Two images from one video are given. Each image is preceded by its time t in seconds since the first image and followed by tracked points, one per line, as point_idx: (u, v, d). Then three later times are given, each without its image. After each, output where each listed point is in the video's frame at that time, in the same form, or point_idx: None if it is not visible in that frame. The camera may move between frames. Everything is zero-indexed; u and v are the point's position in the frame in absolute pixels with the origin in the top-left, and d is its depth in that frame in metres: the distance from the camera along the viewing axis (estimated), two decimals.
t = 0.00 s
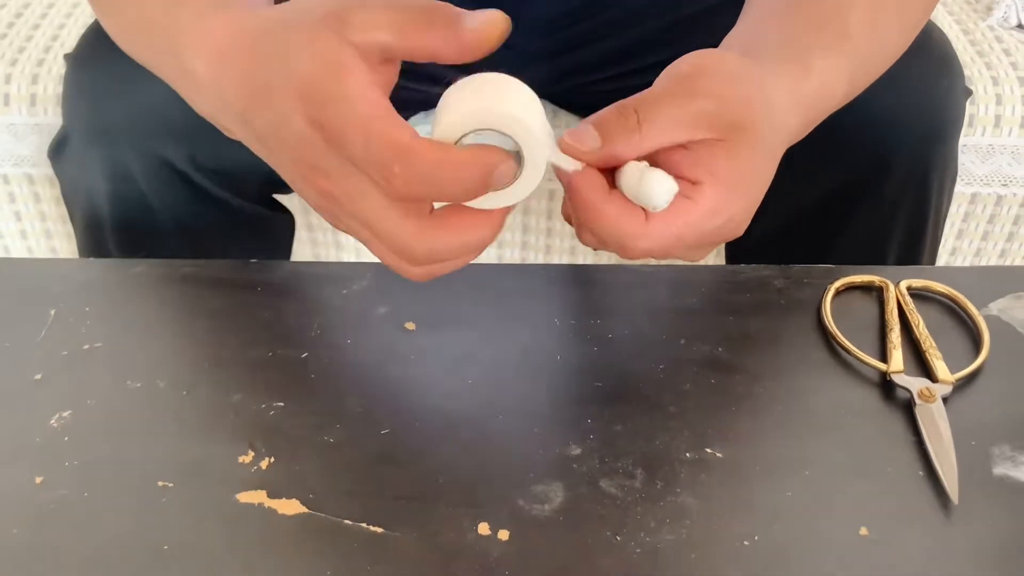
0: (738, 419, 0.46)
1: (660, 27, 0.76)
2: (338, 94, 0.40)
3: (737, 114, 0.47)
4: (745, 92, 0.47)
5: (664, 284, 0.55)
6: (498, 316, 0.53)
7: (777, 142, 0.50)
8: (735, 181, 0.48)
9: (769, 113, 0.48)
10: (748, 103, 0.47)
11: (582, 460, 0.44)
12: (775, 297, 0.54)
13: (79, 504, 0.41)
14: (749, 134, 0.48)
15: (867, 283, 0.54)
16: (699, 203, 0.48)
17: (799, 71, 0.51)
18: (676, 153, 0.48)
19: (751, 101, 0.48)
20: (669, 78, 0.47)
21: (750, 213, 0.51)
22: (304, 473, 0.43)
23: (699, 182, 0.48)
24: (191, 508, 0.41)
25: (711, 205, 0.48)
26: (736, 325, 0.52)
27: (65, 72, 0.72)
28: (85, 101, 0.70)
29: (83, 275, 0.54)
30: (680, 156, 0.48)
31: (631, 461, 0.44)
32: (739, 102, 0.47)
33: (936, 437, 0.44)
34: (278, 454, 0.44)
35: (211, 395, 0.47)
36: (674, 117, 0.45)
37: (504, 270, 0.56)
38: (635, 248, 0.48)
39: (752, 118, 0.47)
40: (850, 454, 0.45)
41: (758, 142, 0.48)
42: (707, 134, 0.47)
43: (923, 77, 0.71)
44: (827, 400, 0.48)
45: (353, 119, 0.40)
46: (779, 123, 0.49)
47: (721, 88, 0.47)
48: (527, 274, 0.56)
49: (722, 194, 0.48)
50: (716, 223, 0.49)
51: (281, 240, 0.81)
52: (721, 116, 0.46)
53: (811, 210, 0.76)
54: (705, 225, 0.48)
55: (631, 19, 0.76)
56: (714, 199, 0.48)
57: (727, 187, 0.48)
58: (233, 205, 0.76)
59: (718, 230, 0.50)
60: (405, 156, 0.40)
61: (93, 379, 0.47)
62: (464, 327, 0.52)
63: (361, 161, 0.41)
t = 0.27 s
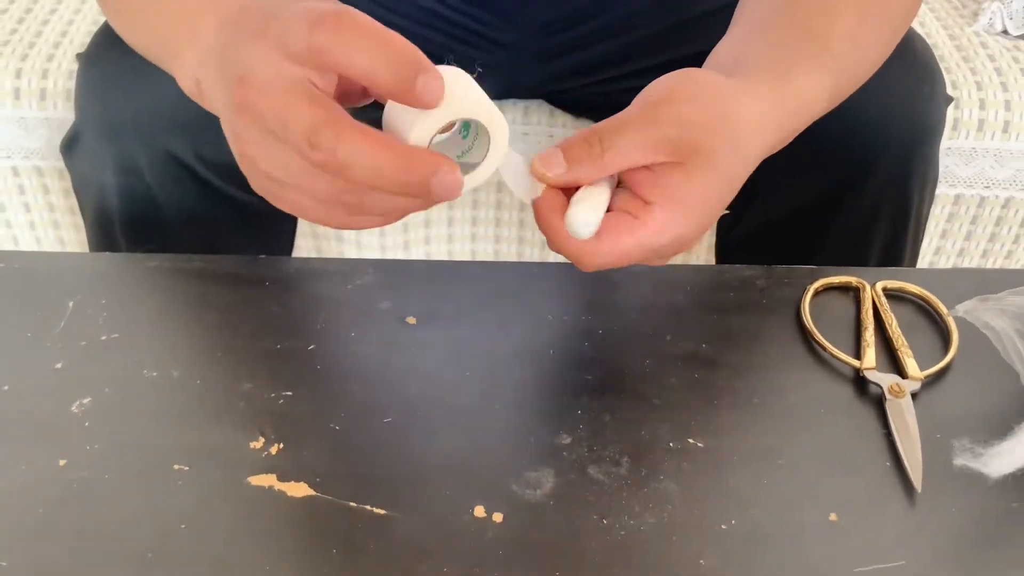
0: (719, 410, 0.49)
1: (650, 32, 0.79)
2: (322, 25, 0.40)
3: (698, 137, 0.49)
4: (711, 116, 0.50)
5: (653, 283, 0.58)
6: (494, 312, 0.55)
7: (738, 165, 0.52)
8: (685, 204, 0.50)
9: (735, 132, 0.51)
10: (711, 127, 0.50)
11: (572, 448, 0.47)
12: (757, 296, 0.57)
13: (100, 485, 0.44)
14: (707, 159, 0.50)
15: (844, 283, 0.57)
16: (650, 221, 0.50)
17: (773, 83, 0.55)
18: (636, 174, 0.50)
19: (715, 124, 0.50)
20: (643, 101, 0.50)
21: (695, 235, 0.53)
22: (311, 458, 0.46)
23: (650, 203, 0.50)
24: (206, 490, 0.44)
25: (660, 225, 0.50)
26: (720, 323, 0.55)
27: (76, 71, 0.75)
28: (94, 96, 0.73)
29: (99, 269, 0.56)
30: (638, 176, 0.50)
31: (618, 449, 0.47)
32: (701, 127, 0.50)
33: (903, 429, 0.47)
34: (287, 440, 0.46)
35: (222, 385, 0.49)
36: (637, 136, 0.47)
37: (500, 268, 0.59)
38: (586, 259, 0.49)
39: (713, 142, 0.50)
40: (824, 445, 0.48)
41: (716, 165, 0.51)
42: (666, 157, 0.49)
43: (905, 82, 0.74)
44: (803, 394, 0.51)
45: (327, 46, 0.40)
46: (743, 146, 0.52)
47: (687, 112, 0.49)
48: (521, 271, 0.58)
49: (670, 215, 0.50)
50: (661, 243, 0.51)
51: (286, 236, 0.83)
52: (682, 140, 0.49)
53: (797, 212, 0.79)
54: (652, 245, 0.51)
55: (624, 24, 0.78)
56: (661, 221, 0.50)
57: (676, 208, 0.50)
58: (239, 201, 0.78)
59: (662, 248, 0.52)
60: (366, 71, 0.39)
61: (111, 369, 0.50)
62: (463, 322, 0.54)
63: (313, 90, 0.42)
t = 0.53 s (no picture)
0: (700, 428, 0.51)
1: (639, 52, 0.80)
2: (298, 64, 0.44)
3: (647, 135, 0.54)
4: (669, 120, 0.55)
5: (637, 301, 0.59)
6: (481, 328, 0.57)
7: (693, 164, 0.55)
8: (626, 208, 0.53)
9: (694, 133, 0.55)
10: (663, 129, 0.54)
11: (556, 464, 0.48)
12: (739, 315, 0.58)
13: (94, 496, 0.45)
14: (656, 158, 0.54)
15: (824, 303, 0.59)
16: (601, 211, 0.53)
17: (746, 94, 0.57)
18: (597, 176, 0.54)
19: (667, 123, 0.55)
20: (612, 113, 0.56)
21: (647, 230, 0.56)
22: (301, 471, 0.47)
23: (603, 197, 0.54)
24: (197, 502, 0.45)
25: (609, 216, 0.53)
26: (702, 341, 0.56)
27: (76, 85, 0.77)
28: (94, 109, 0.75)
29: (96, 282, 0.58)
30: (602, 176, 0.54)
31: (601, 466, 0.48)
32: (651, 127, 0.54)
33: (878, 448, 0.48)
34: (277, 453, 0.48)
35: (215, 398, 0.51)
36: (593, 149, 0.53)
37: (489, 285, 0.60)
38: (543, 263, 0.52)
39: (664, 142, 0.54)
40: (801, 463, 0.49)
41: (665, 161, 0.54)
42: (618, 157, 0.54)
43: (887, 104, 0.76)
44: (782, 412, 0.52)
45: (313, 76, 0.44)
46: (702, 147, 0.55)
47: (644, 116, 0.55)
48: (509, 288, 0.60)
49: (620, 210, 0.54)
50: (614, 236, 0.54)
51: (280, 252, 0.84)
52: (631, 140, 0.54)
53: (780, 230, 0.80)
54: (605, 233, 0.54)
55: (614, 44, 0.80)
56: (609, 211, 0.53)
57: (624, 201, 0.54)
58: (234, 214, 0.79)
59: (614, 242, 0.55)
60: (346, 97, 0.44)
61: (106, 381, 0.51)
62: (451, 338, 0.56)
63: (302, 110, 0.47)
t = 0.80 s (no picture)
0: (696, 439, 0.50)
1: (634, 60, 0.80)
2: (391, 157, 0.41)
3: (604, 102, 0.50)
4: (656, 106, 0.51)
5: (633, 310, 0.59)
6: (477, 338, 0.56)
7: (681, 153, 0.53)
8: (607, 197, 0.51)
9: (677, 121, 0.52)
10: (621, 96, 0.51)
11: (552, 476, 0.47)
12: (735, 325, 0.58)
13: (85, 509, 0.45)
14: (608, 127, 0.50)
15: (820, 313, 0.59)
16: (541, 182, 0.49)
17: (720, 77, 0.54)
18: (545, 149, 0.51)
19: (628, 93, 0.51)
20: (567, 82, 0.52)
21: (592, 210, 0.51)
22: (295, 484, 0.46)
23: (540, 170, 0.50)
24: (191, 515, 0.45)
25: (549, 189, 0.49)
26: (698, 351, 0.56)
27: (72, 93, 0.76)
28: (89, 117, 0.74)
29: (88, 292, 0.57)
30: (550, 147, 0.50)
31: (597, 478, 0.48)
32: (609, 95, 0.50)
33: (875, 459, 0.48)
34: (272, 465, 0.47)
35: (209, 409, 0.50)
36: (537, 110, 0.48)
37: (484, 294, 0.60)
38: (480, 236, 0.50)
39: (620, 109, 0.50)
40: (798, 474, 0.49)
41: (620, 132, 0.50)
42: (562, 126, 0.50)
43: (883, 111, 0.76)
44: (779, 423, 0.52)
45: (395, 158, 0.41)
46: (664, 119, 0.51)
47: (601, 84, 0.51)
48: (504, 297, 0.60)
49: (560, 183, 0.49)
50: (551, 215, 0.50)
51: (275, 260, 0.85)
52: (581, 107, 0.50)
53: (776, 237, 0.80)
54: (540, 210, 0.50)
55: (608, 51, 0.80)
56: (546, 182, 0.49)
57: (559, 174, 0.49)
58: (230, 224, 0.81)
59: (547, 218, 0.51)
60: (431, 183, 0.41)
61: (98, 392, 0.51)
62: (447, 348, 0.55)
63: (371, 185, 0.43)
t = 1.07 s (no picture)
0: (699, 443, 0.50)
1: (629, 60, 0.80)
2: (400, 196, 0.41)
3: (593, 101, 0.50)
4: (643, 101, 0.51)
5: (632, 313, 0.58)
6: (475, 341, 0.56)
7: (669, 147, 0.52)
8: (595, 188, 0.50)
9: (665, 116, 0.51)
10: (609, 95, 0.51)
11: (553, 481, 0.47)
12: (735, 327, 0.58)
13: (79, 518, 0.44)
14: (597, 121, 0.49)
15: (820, 315, 0.58)
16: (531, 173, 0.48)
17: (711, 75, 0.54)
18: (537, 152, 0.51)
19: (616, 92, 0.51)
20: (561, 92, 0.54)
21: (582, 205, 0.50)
22: (294, 490, 0.45)
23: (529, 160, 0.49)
24: (187, 523, 0.44)
25: (539, 179, 0.48)
26: (698, 354, 0.56)
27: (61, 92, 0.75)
28: (78, 118, 0.73)
29: (79, 296, 0.56)
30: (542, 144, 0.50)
31: (599, 483, 0.47)
32: (597, 95, 0.51)
33: (878, 462, 0.48)
34: (270, 472, 0.46)
35: (204, 414, 0.49)
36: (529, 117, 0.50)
37: (481, 297, 0.59)
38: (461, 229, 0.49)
39: (609, 106, 0.50)
40: (801, 478, 0.48)
41: (608, 126, 0.49)
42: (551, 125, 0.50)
43: (880, 112, 0.76)
44: (780, 426, 0.51)
45: (403, 191, 0.40)
46: (653, 115, 0.51)
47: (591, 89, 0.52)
48: (502, 300, 0.59)
49: (552, 173, 0.48)
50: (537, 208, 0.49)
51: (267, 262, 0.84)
52: (568, 106, 0.50)
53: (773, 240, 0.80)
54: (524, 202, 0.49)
55: (604, 52, 0.80)
56: (534, 170, 0.48)
57: (552, 164, 0.48)
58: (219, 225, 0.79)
59: (535, 208, 0.49)
60: (439, 219, 0.41)
61: (90, 398, 0.50)
62: (444, 352, 0.55)
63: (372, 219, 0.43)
